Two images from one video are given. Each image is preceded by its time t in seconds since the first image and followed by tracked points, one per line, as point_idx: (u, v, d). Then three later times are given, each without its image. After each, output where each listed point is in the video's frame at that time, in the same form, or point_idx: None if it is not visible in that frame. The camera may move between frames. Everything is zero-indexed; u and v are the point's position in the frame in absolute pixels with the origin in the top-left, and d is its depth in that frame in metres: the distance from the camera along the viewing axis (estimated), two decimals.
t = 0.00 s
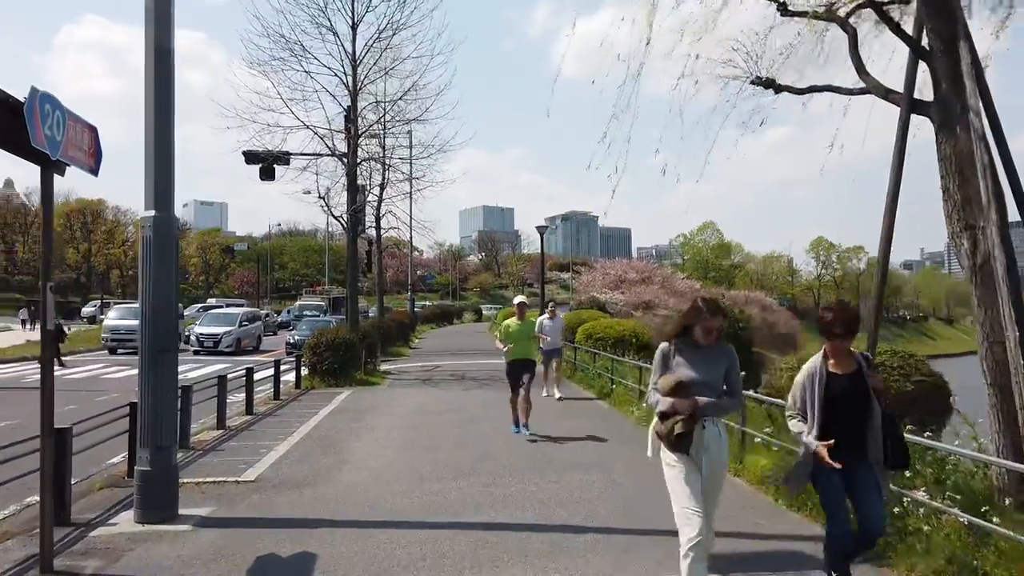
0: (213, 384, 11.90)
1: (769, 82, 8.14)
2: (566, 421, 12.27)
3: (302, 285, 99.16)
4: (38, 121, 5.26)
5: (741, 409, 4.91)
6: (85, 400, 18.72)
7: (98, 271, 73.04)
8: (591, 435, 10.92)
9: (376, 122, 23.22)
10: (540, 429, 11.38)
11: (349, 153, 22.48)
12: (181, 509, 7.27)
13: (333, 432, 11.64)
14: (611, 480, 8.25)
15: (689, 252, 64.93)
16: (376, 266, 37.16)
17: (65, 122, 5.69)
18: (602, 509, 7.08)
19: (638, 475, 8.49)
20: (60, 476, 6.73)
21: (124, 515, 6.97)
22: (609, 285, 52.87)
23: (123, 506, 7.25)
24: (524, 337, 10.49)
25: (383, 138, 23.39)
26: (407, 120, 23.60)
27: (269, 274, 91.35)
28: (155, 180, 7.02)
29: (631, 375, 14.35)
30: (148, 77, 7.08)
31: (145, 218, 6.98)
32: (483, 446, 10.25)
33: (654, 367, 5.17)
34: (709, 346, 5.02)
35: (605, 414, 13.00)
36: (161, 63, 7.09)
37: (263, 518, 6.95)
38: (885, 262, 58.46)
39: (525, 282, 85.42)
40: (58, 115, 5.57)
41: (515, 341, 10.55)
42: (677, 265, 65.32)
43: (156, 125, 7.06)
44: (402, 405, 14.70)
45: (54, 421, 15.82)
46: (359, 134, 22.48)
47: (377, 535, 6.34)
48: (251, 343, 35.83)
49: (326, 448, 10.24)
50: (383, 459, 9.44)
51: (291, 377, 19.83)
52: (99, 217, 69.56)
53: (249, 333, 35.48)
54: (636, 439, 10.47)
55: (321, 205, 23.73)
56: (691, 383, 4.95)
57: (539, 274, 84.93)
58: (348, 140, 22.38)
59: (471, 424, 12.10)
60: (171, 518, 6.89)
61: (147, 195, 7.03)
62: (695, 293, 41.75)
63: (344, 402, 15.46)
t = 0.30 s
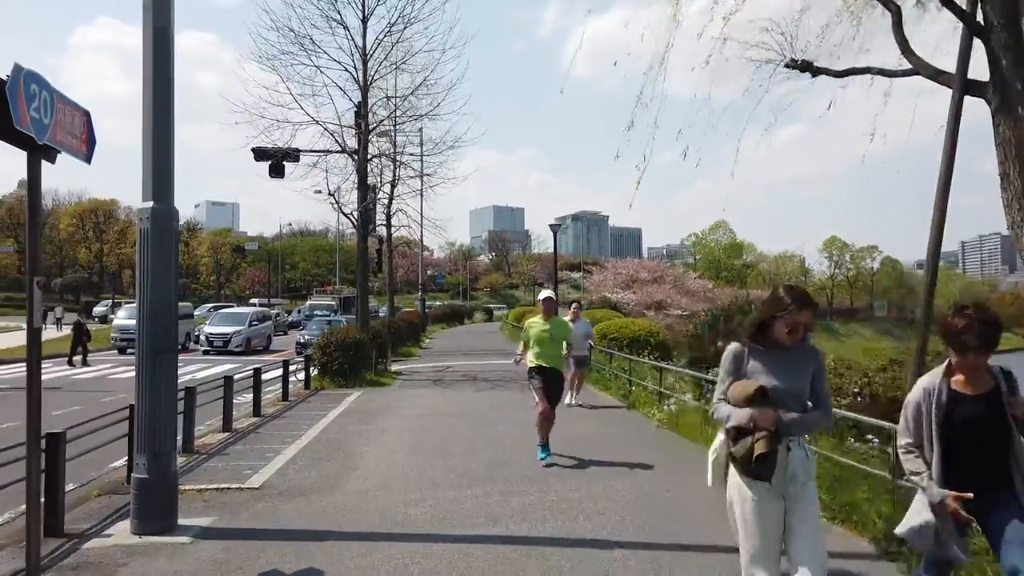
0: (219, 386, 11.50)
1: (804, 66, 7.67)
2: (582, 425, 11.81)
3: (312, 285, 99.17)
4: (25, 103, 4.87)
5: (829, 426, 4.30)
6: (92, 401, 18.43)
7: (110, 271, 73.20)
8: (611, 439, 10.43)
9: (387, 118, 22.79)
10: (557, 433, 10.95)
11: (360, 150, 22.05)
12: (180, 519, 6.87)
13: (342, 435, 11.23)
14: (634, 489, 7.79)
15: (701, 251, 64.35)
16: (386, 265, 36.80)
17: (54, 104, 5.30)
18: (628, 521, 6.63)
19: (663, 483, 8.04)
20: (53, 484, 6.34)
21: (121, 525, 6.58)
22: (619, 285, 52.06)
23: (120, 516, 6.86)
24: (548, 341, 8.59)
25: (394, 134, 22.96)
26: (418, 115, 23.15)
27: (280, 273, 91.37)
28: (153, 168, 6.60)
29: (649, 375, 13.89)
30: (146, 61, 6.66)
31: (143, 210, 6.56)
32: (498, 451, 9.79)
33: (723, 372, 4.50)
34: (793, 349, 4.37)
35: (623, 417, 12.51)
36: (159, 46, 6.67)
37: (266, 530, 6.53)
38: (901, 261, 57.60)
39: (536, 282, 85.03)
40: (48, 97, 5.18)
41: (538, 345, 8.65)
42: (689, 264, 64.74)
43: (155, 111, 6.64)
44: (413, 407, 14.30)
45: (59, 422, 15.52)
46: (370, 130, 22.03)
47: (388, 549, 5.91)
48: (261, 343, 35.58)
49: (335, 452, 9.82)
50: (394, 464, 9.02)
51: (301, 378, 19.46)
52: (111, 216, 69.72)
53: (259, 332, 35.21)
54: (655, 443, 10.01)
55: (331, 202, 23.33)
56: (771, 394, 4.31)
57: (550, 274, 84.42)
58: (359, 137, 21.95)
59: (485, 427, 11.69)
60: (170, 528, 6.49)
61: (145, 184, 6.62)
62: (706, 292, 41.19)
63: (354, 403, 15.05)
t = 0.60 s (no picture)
0: (225, 389, 11.14)
1: (841, 52, 7.23)
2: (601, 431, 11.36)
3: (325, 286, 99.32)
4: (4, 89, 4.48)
5: (982, 481, 3.36)
6: (100, 402, 18.20)
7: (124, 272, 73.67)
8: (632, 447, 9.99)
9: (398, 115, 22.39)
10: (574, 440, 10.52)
11: (371, 148, 21.68)
12: (177, 533, 6.48)
13: (352, 441, 10.83)
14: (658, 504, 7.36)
15: (714, 251, 63.74)
16: (398, 265, 36.47)
17: (36, 90, 4.91)
18: (656, 539, 6.18)
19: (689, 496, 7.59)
20: (42, 497, 5.97)
21: (113, 541, 6.19)
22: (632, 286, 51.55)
23: (114, 529, 6.48)
24: (585, 348, 7.52)
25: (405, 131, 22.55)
26: (429, 112, 22.74)
27: (292, 274, 91.55)
28: (150, 161, 6.23)
29: (669, 378, 13.44)
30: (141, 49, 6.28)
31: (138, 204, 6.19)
32: (513, 458, 9.36)
33: (832, 408, 3.54)
34: (928, 372, 3.46)
35: (642, 422, 12.07)
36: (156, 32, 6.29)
37: (267, 546, 6.13)
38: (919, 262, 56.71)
39: (547, 282, 84.64)
40: (29, 82, 4.79)
41: (573, 353, 7.51)
42: (702, 264, 64.19)
43: (151, 101, 6.26)
44: (425, 410, 13.92)
45: (66, 425, 15.26)
46: (381, 127, 21.62)
47: (395, 569, 5.50)
48: (273, 344, 35.41)
49: (343, 460, 9.41)
50: (404, 473, 8.61)
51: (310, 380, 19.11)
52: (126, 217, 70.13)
53: (270, 333, 35.05)
54: (677, 451, 9.56)
55: (342, 201, 22.92)
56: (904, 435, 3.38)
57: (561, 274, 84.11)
58: (370, 134, 21.55)
59: (500, 431, 11.27)
60: (165, 544, 6.09)
61: (141, 178, 6.25)
62: (721, 294, 40.65)
63: (364, 406, 14.68)
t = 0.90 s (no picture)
0: (224, 392, 10.69)
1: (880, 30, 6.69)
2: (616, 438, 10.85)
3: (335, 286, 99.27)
4: None
5: None
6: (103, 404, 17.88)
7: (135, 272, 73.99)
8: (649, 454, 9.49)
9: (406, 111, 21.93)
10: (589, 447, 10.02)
11: (379, 144, 21.23)
12: (165, 549, 6.04)
13: (356, 447, 10.36)
14: (679, 517, 6.82)
15: (726, 250, 63.09)
16: (408, 265, 36.05)
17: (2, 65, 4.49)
18: (679, 559, 5.64)
19: (711, 509, 7.09)
20: (18, 511, 5.54)
21: (95, 558, 5.75)
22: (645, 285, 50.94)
23: (98, 545, 6.05)
24: (624, 366, 5.45)
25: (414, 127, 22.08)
26: (439, 108, 22.26)
27: (303, 274, 91.57)
28: (133, 150, 5.78)
29: (686, 382, 12.93)
30: (125, 30, 5.85)
31: (121, 196, 5.74)
32: (525, 467, 8.88)
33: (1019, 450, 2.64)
34: None
35: (659, 427, 11.54)
36: (141, 12, 5.85)
37: (260, 565, 5.68)
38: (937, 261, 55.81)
39: (558, 282, 84.14)
40: None
41: (608, 373, 5.45)
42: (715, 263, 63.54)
43: (135, 86, 5.82)
44: (433, 414, 13.47)
45: (67, 428, 14.94)
46: (389, 124, 21.16)
47: None
48: (282, 344, 35.13)
49: (346, 468, 8.95)
50: (409, 482, 8.15)
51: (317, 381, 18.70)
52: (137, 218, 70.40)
53: (279, 333, 34.78)
54: (696, 458, 9.05)
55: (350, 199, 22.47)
56: None
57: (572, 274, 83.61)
58: (378, 130, 21.10)
59: (511, 437, 10.79)
60: (150, 562, 5.64)
61: (124, 169, 5.81)
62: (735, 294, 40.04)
63: (371, 409, 14.22)
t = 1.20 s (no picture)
0: (222, 396, 10.25)
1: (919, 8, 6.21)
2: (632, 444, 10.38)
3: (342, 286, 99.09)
4: None
5: None
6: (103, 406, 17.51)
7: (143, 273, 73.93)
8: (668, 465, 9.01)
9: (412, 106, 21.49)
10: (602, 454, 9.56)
11: (384, 141, 20.79)
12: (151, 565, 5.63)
13: (361, 452, 9.94)
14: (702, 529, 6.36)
15: (734, 250, 62.59)
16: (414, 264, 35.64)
17: None
18: None
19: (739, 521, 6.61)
20: None
21: None
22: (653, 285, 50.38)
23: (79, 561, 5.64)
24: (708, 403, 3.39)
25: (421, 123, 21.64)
26: (446, 103, 21.81)
27: (310, 274, 91.43)
28: (115, 137, 5.37)
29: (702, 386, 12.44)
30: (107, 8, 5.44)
31: (102, 187, 5.33)
32: (536, 475, 8.42)
33: None
34: None
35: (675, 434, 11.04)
36: None
37: None
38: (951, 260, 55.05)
39: (566, 282, 83.71)
40: None
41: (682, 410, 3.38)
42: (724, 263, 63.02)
43: (117, 68, 5.41)
44: (439, 417, 13.05)
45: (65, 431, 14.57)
46: (395, 120, 20.72)
47: None
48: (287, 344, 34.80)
49: (347, 475, 8.53)
50: (413, 491, 7.73)
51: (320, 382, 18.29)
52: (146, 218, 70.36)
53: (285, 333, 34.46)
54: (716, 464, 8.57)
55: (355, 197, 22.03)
56: None
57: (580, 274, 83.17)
58: (383, 126, 20.65)
59: (520, 442, 10.36)
60: None
61: (106, 157, 5.39)
62: (744, 294, 39.51)
63: (375, 412, 13.80)
